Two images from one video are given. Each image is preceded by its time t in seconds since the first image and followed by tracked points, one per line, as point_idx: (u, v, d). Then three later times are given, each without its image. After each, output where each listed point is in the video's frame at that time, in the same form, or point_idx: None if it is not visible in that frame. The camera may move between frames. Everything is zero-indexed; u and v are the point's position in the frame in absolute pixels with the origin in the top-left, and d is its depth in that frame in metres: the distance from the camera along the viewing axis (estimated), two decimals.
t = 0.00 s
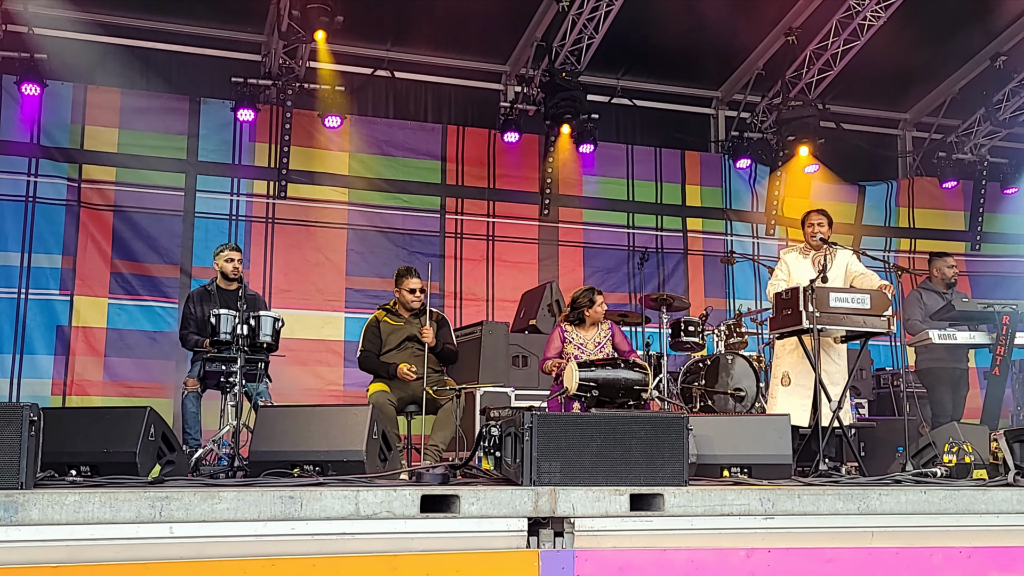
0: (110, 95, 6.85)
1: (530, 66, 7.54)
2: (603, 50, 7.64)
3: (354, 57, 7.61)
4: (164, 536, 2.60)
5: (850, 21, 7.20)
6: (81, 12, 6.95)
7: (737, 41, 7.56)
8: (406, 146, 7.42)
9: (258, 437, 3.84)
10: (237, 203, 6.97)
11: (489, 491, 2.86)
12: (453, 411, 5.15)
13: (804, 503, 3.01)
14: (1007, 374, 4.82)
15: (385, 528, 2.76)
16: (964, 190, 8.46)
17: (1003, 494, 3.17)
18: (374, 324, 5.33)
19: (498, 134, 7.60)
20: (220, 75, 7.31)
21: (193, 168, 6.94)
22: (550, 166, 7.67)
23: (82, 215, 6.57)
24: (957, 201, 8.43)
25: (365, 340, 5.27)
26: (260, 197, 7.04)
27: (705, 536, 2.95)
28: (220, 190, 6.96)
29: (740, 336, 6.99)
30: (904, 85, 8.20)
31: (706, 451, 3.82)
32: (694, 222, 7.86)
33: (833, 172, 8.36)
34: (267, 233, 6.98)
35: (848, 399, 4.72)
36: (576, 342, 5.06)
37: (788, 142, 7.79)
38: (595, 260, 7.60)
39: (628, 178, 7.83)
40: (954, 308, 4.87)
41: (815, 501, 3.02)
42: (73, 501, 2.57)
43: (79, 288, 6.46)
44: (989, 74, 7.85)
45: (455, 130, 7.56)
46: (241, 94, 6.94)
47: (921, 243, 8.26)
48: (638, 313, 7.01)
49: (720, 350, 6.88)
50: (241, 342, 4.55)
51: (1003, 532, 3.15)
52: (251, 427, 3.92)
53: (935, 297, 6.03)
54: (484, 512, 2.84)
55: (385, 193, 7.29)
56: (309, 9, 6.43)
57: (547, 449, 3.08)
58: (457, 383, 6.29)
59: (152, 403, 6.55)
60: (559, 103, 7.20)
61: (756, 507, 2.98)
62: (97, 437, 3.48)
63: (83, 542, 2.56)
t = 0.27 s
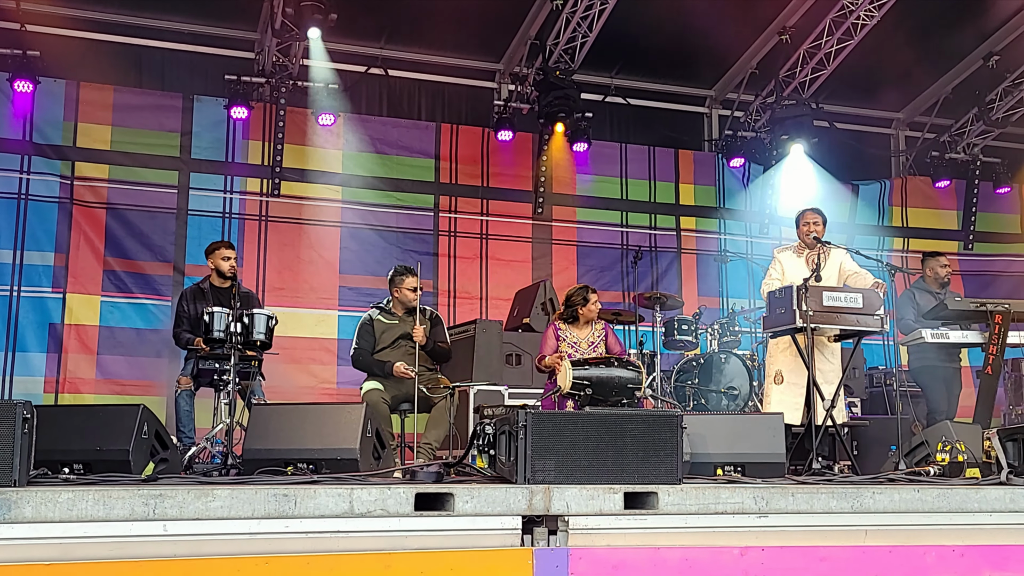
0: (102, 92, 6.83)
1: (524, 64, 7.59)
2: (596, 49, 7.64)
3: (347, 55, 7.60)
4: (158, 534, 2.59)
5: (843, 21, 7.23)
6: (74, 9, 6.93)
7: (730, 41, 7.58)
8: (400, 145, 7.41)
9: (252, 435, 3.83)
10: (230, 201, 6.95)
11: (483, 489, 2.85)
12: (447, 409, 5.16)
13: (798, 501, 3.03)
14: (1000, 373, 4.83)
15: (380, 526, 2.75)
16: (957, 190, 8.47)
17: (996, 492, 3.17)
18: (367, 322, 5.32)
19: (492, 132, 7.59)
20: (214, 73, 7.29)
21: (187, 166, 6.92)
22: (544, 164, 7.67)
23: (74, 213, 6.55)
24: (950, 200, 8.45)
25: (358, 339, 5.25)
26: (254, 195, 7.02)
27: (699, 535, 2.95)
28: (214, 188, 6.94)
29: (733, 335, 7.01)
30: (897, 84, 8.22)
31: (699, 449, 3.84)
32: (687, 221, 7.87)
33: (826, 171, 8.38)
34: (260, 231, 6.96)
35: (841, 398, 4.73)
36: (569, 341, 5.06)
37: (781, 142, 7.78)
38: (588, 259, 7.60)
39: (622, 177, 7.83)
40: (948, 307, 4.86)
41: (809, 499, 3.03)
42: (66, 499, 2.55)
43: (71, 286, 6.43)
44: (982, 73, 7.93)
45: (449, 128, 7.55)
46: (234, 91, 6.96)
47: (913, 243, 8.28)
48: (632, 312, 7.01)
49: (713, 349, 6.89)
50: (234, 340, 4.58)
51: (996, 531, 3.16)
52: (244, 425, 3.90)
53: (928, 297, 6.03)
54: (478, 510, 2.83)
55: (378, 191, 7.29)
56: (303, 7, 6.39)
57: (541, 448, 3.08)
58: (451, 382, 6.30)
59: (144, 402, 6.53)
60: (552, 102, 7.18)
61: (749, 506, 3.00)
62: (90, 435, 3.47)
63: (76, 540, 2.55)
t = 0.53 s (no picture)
0: (97, 91, 6.81)
1: (520, 63, 7.53)
2: (592, 48, 7.64)
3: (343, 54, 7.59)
4: (153, 533, 2.59)
5: (839, 20, 7.22)
6: (69, 7, 6.91)
7: (726, 40, 7.58)
8: (396, 143, 7.40)
9: (247, 434, 3.82)
10: (226, 199, 6.94)
11: (479, 489, 2.85)
12: (442, 408, 5.18)
13: (794, 501, 3.02)
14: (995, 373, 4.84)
15: (376, 525, 2.75)
16: (952, 190, 8.48)
17: (991, 492, 3.18)
18: (363, 322, 5.32)
19: (487, 131, 7.58)
20: (209, 71, 7.28)
21: (182, 164, 6.90)
22: (539, 164, 7.66)
23: (69, 211, 6.53)
24: (945, 200, 8.46)
25: (354, 338, 5.27)
26: (249, 193, 7.00)
27: (695, 534, 2.95)
28: (209, 186, 6.92)
29: (728, 334, 6.99)
30: (892, 84, 8.23)
31: (695, 449, 3.84)
32: (683, 220, 7.87)
33: (821, 170, 8.39)
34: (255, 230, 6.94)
35: (837, 397, 4.73)
36: (566, 338, 5.07)
37: (777, 141, 7.86)
38: (584, 258, 7.60)
39: (617, 176, 7.84)
40: (942, 307, 4.92)
41: (805, 498, 3.03)
42: (61, 498, 2.54)
43: (66, 284, 6.41)
44: (978, 73, 7.94)
45: (445, 127, 7.54)
46: (229, 89, 6.99)
47: (909, 242, 8.29)
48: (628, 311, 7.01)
49: (709, 348, 6.88)
50: (230, 339, 4.56)
51: (992, 529, 3.16)
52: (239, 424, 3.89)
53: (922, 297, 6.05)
54: (474, 509, 2.83)
55: (374, 190, 7.28)
56: (299, 6, 6.40)
57: (536, 446, 3.09)
58: (447, 381, 6.26)
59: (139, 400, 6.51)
60: (548, 100, 7.21)
61: (746, 505, 2.99)
62: (85, 434, 3.46)
63: (71, 539, 2.54)
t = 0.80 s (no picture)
0: (92, 90, 6.80)
1: (515, 63, 7.53)
2: (588, 47, 7.64)
3: (338, 53, 7.58)
4: (148, 533, 2.58)
5: (834, 20, 7.23)
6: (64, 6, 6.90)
7: (721, 40, 7.59)
8: (391, 143, 7.40)
9: (243, 433, 3.82)
10: (221, 198, 6.93)
11: (475, 488, 2.85)
12: (437, 407, 5.15)
13: (789, 500, 3.03)
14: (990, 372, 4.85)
15: (372, 524, 2.75)
16: (947, 190, 8.50)
17: (986, 490, 3.19)
18: (358, 321, 5.32)
19: (483, 130, 7.58)
20: (204, 70, 7.27)
21: (177, 163, 6.89)
22: (535, 163, 7.67)
23: (64, 210, 6.52)
24: (940, 199, 8.48)
25: (349, 337, 5.26)
26: (244, 192, 6.99)
27: (690, 533, 2.95)
28: (204, 186, 6.92)
29: (723, 333, 6.99)
30: (887, 84, 8.25)
31: (691, 448, 3.84)
32: (678, 219, 7.88)
33: (816, 170, 8.41)
34: (250, 229, 6.93)
35: (831, 396, 4.74)
36: (562, 338, 5.06)
37: (773, 140, 7.85)
38: (579, 258, 7.60)
39: (612, 176, 7.84)
40: (937, 306, 4.93)
41: (800, 498, 3.03)
42: (56, 497, 2.53)
43: (61, 283, 6.40)
44: (972, 72, 7.95)
45: (440, 126, 7.54)
46: (224, 89, 6.98)
47: (904, 241, 8.31)
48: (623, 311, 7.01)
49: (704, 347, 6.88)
50: (225, 338, 4.54)
51: (986, 528, 3.17)
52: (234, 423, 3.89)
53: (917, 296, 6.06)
54: (470, 509, 2.82)
55: (370, 189, 7.28)
56: (293, 4, 6.43)
57: (531, 446, 3.09)
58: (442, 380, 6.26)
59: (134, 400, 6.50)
60: (544, 100, 7.21)
61: (740, 504, 3.00)
62: (80, 433, 3.46)
63: (66, 539, 2.53)
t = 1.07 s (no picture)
0: (89, 90, 6.79)
1: (512, 62, 7.59)
2: (585, 47, 7.64)
3: (335, 52, 7.58)
4: (146, 533, 2.58)
5: (831, 19, 7.24)
6: (61, 6, 6.89)
7: (718, 39, 7.59)
8: (388, 142, 7.40)
9: (240, 433, 3.81)
10: (218, 198, 6.92)
11: (473, 487, 2.85)
12: (435, 407, 5.15)
13: (787, 499, 3.03)
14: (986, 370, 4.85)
15: (370, 524, 2.75)
16: (944, 188, 8.51)
17: (983, 489, 3.19)
18: (355, 320, 5.32)
19: (480, 130, 7.59)
20: (201, 70, 7.26)
21: (174, 163, 6.89)
22: (532, 162, 7.67)
23: (61, 210, 6.51)
24: (937, 198, 8.49)
25: (346, 337, 5.25)
26: (242, 192, 6.99)
27: (688, 532, 2.95)
28: (201, 185, 6.91)
29: (721, 333, 6.99)
30: (884, 83, 8.25)
31: (688, 447, 3.86)
32: (675, 218, 7.88)
33: (813, 169, 8.42)
34: (248, 229, 6.93)
35: (828, 395, 4.74)
36: (559, 338, 5.06)
37: (769, 139, 7.79)
38: (577, 257, 7.60)
39: (610, 175, 7.84)
40: (935, 305, 4.91)
41: (797, 497, 3.04)
42: (54, 497, 2.53)
43: (58, 283, 6.39)
44: (969, 70, 7.93)
45: (438, 126, 7.54)
46: (222, 88, 7.04)
47: (901, 240, 8.32)
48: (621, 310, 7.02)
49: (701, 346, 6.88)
50: (222, 338, 4.53)
51: (984, 528, 3.17)
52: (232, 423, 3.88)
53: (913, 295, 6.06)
54: (467, 509, 2.82)
55: (367, 189, 7.28)
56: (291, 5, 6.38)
57: (529, 445, 3.10)
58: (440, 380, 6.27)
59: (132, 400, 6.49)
60: (541, 99, 7.23)
61: (738, 503, 3.00)
62: (77, 433, 3.45)
63: (64, 539, 2.53)
